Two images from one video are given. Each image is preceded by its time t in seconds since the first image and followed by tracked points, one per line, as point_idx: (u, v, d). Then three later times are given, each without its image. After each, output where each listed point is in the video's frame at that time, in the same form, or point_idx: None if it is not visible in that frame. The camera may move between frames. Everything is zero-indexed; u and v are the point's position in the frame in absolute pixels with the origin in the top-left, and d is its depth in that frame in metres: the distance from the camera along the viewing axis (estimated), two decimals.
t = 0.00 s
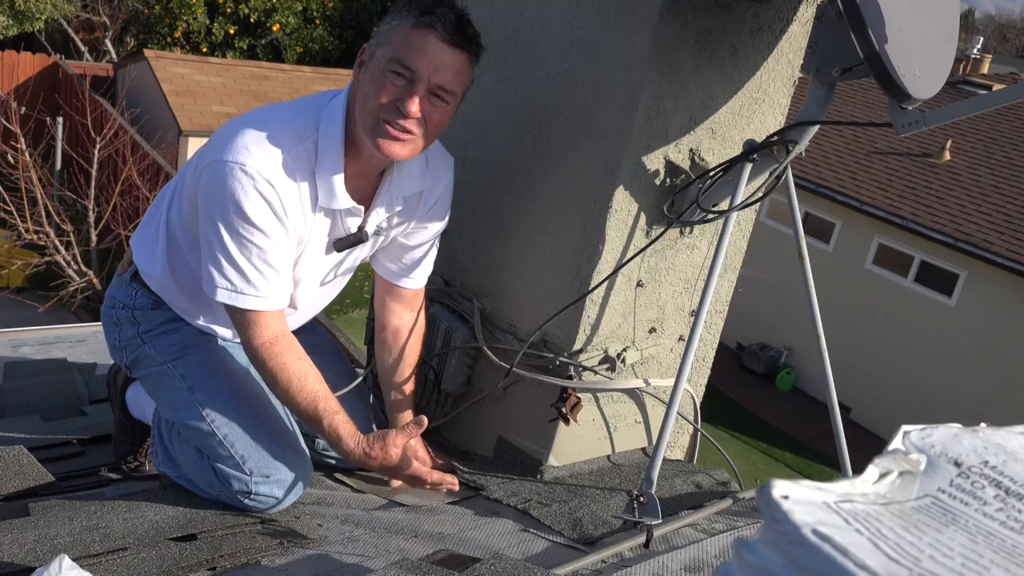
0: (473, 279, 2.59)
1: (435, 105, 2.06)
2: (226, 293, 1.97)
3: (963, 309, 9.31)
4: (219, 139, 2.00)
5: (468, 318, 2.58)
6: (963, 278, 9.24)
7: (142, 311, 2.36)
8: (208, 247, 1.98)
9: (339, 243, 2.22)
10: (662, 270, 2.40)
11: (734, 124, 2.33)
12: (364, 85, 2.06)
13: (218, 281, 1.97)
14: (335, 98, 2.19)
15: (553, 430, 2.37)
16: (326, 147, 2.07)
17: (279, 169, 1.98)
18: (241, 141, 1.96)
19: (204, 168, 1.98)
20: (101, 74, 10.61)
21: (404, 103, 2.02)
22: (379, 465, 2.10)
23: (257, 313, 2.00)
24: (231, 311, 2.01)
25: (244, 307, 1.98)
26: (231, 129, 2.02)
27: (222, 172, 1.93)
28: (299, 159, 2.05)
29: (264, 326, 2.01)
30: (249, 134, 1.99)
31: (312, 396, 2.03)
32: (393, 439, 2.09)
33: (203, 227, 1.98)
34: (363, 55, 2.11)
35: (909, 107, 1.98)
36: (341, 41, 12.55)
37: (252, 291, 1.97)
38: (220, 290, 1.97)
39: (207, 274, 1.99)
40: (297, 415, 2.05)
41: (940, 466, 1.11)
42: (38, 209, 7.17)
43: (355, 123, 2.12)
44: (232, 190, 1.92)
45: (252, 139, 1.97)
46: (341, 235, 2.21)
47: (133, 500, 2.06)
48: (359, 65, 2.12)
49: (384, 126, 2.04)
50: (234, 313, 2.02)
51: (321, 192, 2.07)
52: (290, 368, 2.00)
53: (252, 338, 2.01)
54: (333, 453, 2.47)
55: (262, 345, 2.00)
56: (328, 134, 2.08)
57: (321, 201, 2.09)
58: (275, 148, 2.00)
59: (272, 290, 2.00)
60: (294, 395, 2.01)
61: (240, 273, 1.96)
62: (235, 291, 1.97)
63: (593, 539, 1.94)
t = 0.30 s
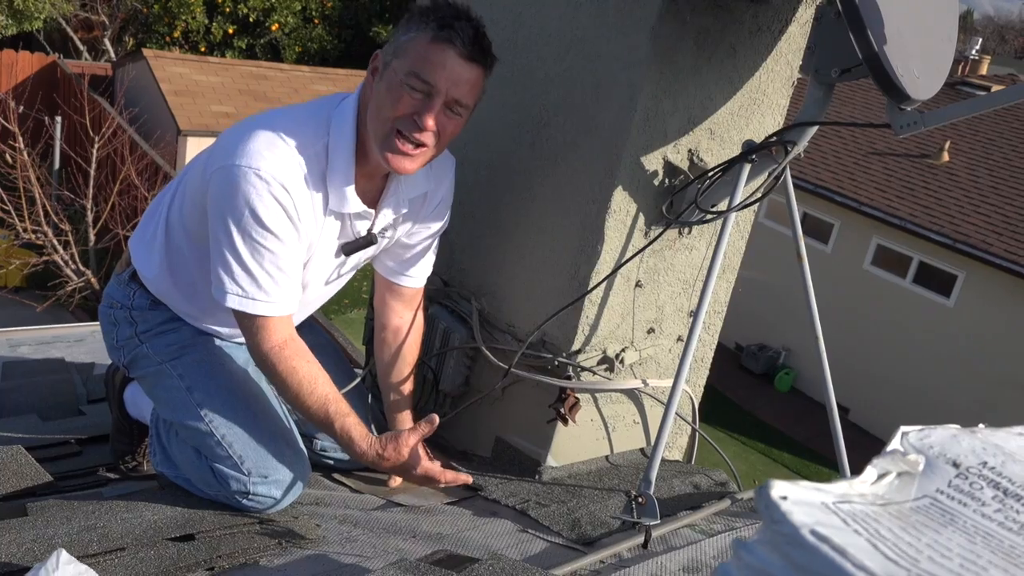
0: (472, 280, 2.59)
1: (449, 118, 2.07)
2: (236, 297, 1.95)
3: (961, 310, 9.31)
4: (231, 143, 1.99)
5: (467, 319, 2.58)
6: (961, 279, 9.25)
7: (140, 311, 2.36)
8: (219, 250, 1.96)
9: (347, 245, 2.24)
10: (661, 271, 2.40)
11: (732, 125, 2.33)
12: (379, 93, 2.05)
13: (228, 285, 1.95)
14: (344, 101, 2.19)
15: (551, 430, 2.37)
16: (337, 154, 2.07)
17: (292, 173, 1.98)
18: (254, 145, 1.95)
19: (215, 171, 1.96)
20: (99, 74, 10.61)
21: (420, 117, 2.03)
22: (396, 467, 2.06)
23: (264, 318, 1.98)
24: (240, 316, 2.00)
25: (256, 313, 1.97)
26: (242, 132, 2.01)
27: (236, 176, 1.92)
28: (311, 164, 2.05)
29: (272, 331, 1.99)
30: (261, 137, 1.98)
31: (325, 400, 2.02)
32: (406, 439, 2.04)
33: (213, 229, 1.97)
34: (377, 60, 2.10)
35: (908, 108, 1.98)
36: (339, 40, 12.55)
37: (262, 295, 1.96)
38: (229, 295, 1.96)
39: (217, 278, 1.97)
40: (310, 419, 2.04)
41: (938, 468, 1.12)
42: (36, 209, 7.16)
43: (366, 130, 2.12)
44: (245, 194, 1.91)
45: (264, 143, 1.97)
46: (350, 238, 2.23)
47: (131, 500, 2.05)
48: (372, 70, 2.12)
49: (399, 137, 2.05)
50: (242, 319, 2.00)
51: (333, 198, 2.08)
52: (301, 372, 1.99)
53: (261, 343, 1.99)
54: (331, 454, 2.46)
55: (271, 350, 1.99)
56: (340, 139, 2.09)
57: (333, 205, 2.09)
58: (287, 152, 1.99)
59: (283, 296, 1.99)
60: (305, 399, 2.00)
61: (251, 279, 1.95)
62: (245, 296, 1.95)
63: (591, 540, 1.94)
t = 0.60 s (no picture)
0: (471, 281, 2.59)
1: (457, 134, 2.08)
2: (246, 304, 1.95)
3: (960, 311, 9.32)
4: (239, 149, 1.98)
5: (466, 320, 2.58)
6: (959, 280, 9.26)
7: (138, 312, 2.36)
8: (226, 256, 1.95)
9: (354, 251, 2.25)
10: (660, 272, 2.40)
11: (731, 126, 2.33)
12: (389, 106, 2.05)
13: (237, 292, 1.95)
14: (350, 106, 2.18)
15: (550, 432, 2.37)
16: (346, 162, 2.07)
17: (301, 181, 1.98)
18: (263, 152, 1.94)
19: (224, 177, 1.95)
20: (98, 75, 10.61)
21: (430, 137, 2.04)
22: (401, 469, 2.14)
23: (273, 325, 1.99)
24: (248, 322, 2.00)
25: (267, 322, 1.97)
26: (250, 139, 2.00)
27: (245, 184, 1.91)
28: (319, 171, 2.05)
29: (280, 338, 2.00)
30: (269, 144, 1.97)
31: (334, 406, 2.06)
32: (415, 444, 2.11)
33: (221, 235, 1.96)
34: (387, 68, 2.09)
35: (907, 110, 2.00)
36: (338, 42, 12.55)
37: (271, 302, 1.96)
38: (238, 302, 1.95)
39: (225, 284, 1.96)
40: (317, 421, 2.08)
41: (937, 469, 1.12)
42: (35, 210, 7.14)
43: (374, 139, 2.12)
44: (254, 202, 1.90)
45: (273, 150, 1.96)
46: (356, 243, 2.24)
47: (129, 502, 2.05)
48: (381, 77, 2.10)
49: (409, 154, 2.07)
50: (250, 325, 2.00)
51: (342, 206, 2.09)
52: (312, 380, 2.03)
53: (269, 351, 2.01)
54: (330, 455, 2.46)
55: (280, 358, 2.01)
56: (347, 147, 2.08)
57: (342, 213, 2.10)
58: (295, 159, 1.99)
59: (292, 304, 2.00)
60: (314, 405, 2.04)
61: (260, 285, 1.95)
62: (255, 303, 1.96)
63: (590, 541, 1.95)
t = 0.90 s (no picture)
0: (470, 282, 2.59)
1: (452, 136, 2.08)
2: (232, 301, 1.92)
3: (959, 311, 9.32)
4: (234, 145, 1.99)
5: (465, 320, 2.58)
6: (959, 281, 9.26)
7: (138, 312, 2.35)
8: (215, 251, 1.94)
9: (349, 253, 2.26)
10: (659, 272, 2.40)
11: (731, 126, 2.33)
12: (386, 106, 2.06)
13: (223, 287, 1.92)
14: (349, 108, 2.19)
15: (549, 432, 2.37)
16: (340, 163, 2.07)
17: (294, 179, 1.98)
18: (257, 148, 1.95)
19: (218, 171, 1.96)
20: (97, 75, 10.61)
21: (424, 136, 2.03)
22: (401, 448, 1.94)
23: (259, 323, 1.94)
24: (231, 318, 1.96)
25: (252, 319, 1.93)
26: (245, 136, 2.00)
27: (237, 178, 1.91)
28: (313, 169, 2.05)
29: (265, 330, 1.94)
30: (265, 140, 1.98)
31: (320, 388, 1.92)
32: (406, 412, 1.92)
33: (212, 230, 1.95)
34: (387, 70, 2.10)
35: (907, 111, 2.01)
36: (337, 42, 12.56)
37: (257, 300, 1.92)
38: (224, 298, 1.92)
39: (213, 280, 1.94)
40: (309, 412, 1.95)
41: (936, 470, 1.12)
42: (34, 210, 7.14)
43: (369, 140, 2.12)
44: (245, 196, 1.89)
45: (268, 147, 1.96)
46: (351, 245, 2.24)
47: (129, 502, 2.05)
48: (381, 79, 2.11)
49: (402, 154, 2.05)
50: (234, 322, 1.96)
51: (335, 207, 2.09)
52: (295, 362, 1.93)
53: (254, 343, 1.94)
54: (330, 455, 2.45)
55: (264, 349, 1.94)
56: (343, 148, 2.08)
57: (335, 214, 2.10)
58: (289, 157, 1.99)
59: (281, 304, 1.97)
60: (299, 388, 1.91)
61: (246, 281, 1.92)
62: (241, 300, 1.91)
63: (589, 541, 1.95)
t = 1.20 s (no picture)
0: (469, 282, 2.59)
1: (447, 132, 2.08)
2: (227, 299, 1.90)
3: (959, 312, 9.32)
4: (227, 142, 1.99)
5: (465, 320, 2.57)
6: (959, 282, 9.26)
7: (135, 313, 2.35)
8: (210, 249, 1.93)
9: (343, 252, 2.25)
10: (659, 272, 2.40)
11: (730, 127, 2.33)
12: (379, 101, 2.06)
13: (217, 285, 1.91)
14: (342, 106, 2.19)
15: (549, 432, 2.37)
16: (334, 160, 2.07)
17: (287, 176, 1.98)
18: (250, 145, 1.95)
19: (211, 168, 1.96)
20: (97, 75, 10.61)
21: (419, 130, 2.03)
22: (411, 409, 1.82)
23: (257, 320, 1.92)
24: (226, 315, 1.94)
25: (249, 316, 1.91)
26: (238, 133, 2.00)
27: (230, 174, 1.91)
28: (306, 167, 2.05)
29: (261, 324, 1.92)
30: (258, 137, 1.98)
31: (321, 366, 1.88)
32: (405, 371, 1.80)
33: (207, 228, 1.94)
34: (380, 67, 2.10)
35: (907, 111, 2.01)
36: (337, 42, 12.55)
37: (251, 298, 1.91)
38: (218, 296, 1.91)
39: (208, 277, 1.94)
40: (319, 397, 1.89)
41: (936, 470, 1.12)
42: (34, 210, 7.13)
43: (363, 137, 2.12)
44: (239, 192, 1.89)
45: (261, 145, 1.97)
46: (345, 244, 2.24)
47: (129, 502, 2.05)
48: (374, 76, 2.12)
49: (396, 148, 2.05)
50: (229, 318, 1.95)
51: (329, 205, 2.09)
52: (295, 345, 1.91)
53: (252, 338, 1.92)
54: (329, 456, 2.44)
55: (263, 342, 1.92)
56: (336, 145, 2.09)
57: (329, 211, 2.10)
58: (283, 154, 1.99)
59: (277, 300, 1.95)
60: (300, 368, 1.87)
61: (240, 279, 1.90)
62: (236, 298, 1.90)
63: (589, 541, 1.95)
